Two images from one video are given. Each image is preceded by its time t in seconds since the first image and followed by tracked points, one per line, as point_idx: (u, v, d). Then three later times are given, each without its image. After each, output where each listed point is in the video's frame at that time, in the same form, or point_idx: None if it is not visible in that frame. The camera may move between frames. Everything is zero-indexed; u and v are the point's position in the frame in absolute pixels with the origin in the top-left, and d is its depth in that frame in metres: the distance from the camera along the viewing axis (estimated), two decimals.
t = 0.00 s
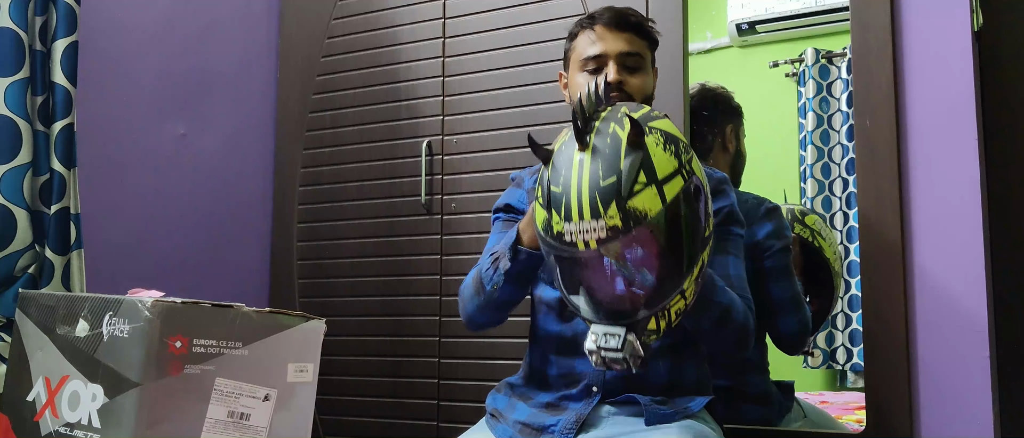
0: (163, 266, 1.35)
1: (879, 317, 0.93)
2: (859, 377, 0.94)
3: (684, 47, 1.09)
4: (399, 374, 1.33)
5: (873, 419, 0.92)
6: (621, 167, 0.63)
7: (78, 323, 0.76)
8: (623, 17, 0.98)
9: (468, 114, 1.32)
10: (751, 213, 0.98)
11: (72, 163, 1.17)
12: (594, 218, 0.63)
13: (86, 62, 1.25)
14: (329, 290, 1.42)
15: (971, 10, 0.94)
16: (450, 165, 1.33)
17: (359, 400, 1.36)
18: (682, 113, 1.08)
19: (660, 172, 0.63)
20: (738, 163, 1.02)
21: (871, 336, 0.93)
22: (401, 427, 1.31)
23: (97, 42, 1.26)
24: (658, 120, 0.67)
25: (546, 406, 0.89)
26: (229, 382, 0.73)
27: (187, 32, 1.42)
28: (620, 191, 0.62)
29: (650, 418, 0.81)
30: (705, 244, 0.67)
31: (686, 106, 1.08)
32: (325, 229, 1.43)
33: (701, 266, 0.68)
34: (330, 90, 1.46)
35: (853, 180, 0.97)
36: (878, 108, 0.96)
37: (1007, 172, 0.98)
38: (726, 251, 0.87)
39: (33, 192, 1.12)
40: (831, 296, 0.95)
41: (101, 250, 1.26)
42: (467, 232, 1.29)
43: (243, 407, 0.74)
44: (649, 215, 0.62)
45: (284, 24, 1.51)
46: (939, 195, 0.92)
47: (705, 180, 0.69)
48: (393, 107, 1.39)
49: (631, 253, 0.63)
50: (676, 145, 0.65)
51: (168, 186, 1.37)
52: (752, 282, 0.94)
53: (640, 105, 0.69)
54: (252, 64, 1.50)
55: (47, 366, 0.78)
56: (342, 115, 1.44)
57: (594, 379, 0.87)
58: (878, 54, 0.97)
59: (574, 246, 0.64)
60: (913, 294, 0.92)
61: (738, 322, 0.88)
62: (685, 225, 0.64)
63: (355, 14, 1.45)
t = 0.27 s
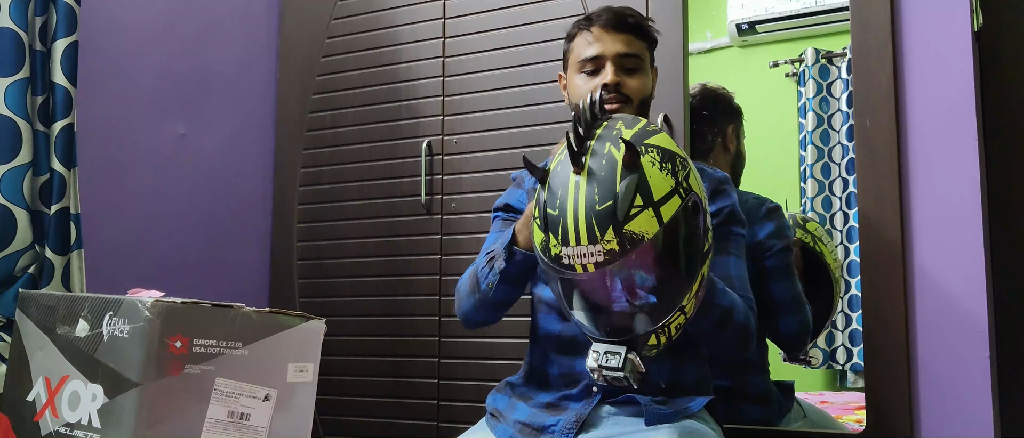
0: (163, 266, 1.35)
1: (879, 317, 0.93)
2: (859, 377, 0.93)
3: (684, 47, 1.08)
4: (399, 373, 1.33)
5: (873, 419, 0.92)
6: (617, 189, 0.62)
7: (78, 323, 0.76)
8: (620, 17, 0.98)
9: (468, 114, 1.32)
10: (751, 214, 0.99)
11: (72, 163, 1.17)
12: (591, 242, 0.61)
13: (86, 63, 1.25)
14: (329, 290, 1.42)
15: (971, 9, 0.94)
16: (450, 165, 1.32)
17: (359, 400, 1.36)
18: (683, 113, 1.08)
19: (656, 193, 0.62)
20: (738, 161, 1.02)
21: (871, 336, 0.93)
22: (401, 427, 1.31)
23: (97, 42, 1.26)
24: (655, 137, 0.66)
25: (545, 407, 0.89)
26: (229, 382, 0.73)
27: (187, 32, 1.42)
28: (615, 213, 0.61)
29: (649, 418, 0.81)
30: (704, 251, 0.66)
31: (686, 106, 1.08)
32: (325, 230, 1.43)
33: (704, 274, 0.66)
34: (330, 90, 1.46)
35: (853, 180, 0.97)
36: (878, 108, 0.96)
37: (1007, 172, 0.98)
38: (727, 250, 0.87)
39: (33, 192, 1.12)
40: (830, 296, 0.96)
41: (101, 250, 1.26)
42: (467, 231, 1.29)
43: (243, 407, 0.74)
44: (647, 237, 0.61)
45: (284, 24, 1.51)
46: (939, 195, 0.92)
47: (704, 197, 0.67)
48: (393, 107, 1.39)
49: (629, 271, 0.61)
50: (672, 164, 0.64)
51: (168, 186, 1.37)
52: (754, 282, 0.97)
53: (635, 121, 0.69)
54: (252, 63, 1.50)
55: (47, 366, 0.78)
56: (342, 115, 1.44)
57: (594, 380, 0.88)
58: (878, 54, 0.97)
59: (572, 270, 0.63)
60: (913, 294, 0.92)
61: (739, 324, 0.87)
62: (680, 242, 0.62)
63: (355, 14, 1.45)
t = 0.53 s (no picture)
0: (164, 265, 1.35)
1: (879, 317, 0.93)
2: (859, 377, 0.93)
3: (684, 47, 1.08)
4: (399, 373, 1.33)
5: (873, 419, 0.92)
6: (611, 182, 0.62)
7: (78, 323, 0.76)
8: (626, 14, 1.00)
9: (468, 114, 1.32)
10: (751, 212, 0.98)
11: (72, 163, 1.17)
12: (585, 233, 0.62)
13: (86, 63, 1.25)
14: (329, 289, 1.42)
15: (971, 9, 0.94)
16: (450, 165, 1.32)
17: (360, 400, 1.36)
18: (683, 113, 1.08)
19: (651, 187, 0.62)
20: (740, 161, 1.02)
21: (871, 336, 0.93)
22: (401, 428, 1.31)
23: (97, 42, 1.27)
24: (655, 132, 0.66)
25: (545, 407, 0.89)
26: (229, 382, 0.73)
27: (187, 32, 1.42)
28: (607, 209, 0.62)
29: (650, 418, 0.81)
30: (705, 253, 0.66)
31: (686, 105, 1.08)
32: (325, 230, 1.43)
33: (704, 268, 0.66)
34: (331, 90, 1.46)
35: (853, 180, 0.97)
36: (877, 107, 0.96)
37: (1007, 172, 0.98)
38: (728, 247, 0.89)
39: (33, 192, 1.12)
40: (831, 296, 0.95)
41: (101, 250, 1.26)
42: (467, 231, 1.29)
43: (243, 407, 0.74)
44: (638, 229, 0.62)
45: (284, 24, 1.51)
46: (939, 194, 0.92)
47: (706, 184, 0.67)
48: (393, 107, 1.40)
49: (629, 268, 0.63)
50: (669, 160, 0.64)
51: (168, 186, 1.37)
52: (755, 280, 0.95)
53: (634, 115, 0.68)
54: (252, 63, 1.50)
55: (47, 366, 0.78)
56: (342, 115, 1.44)
57: (594, 380, 0.87)
58: (878, 54, 0.97)
59: (569, 262, 0.64)
60: (913, 294, 0.92)
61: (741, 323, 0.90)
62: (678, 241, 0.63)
63: (355, 14, 1.45)
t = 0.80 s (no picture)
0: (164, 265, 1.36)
1: (879, 316, 0.93)
2: (859, 377, 0.93)
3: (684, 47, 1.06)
4: (399, 373, 1.33)
5: (874, 419, 0.92)
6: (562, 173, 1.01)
7: (78, 323, 0.76)
8: (636, 15, 1.09)
9: (468, 114, 1.32)
10: (753, 213, 0.99)
11: (72, 163, 1.16)
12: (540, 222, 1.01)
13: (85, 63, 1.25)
14: (329, 289, 1.41)
15: (971, 10, 0.94)
16: (450, 164, 1.32)
17: (360, 400, 1.36)
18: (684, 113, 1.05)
19: (601, 174, 0.97)
20: (742, 164, 1.00)
21: (871, 336, 0.93)
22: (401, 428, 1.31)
23: (97, 42, 1.27)
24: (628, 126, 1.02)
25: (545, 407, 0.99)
26: (229, 382, 0.73)
27: (187, 32, 1.42)
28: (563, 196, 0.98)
29: (649, 419, 0.93)
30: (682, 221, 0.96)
31: (686, 105, 1.05)
32: (325, 230, 1.43)
33: (669, 254, 0.95)
34: (331, 90, 1.46)
35: (853, 180, 0.97)
36: (877, 108, 0.96)
37: (1007, 172, 0.98)
38: (727, 248, 0.97)
39: (33, 192, 1.12)
40: (831, 295, 0.95)
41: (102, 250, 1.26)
42: (467, 231, 1.29)
43: (243, 407, 0.74)
44: (586, 213, 0.97)
45: (284, 24, 1.51)
46: (939, 194, 0.92)
47: (660, 171, 0.98)
48: (393, 107, 1.40)
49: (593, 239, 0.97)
50: (636, 150, 0.99)
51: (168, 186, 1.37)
52: (755, 280, 0.97)
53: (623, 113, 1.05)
54: (252, 63, 1.50)
55: (47, 366, 0.78)
56: (342, 115, 1.44)
57: (593, 382, 0.96)
58: (878, 54, 0.97)
59: (529, 252, 1.02)
60: (913, 294, 0.92)
61: (742, 322, 0.96)
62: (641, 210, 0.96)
63: (355, 14, 1.45)
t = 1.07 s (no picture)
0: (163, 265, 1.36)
1: (879, 316, 0.93)
2: (859, 377, 0.93)
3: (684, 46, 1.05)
4: (399, 373, 1.33)
5: (874, 419, 0.92)
6: (515, 176, 0.89)
7: (78, 323, 0.76)
8: (636, 12, 1.02)
9: (468, 114, 1.32)
10: (754, 213, 0.98)
11: (72, 164, 1.16)
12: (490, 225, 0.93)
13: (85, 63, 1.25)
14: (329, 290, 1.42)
15: (971, 10, 0.95)
16: (450, 165, 1.32)
17: (360, 400, 1.36)
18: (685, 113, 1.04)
19: (541, 186, 0.86)
20: (742, 165, 1.00)
21: (871, 336, 0.93)
22: (401, 428, 1.31)
23: (96, 43, 1.27)
24: (583, 136, 0.89)
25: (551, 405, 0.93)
26: (230, 382, 0.73)
27: (187, 32, 1.42)
28: (507, 204, 0.89)
29: (651, 420, 0.92)
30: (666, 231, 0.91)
31: (686, 105, 1.04)
32: (325, 230, 1.43)
33: (608, 271, 0.89)
34: (331, 90, 1.46)
35: (853, 180, 0.97)
36: (878, 108, 0.96)
37: (1006, 171, 0.98)
38: (726, 247, 0.95)
39: (33, 192, 1.12)
40: (831, 295, 0.95)
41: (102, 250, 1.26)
42: (467, 231, 1.29)
43: (243, 407, 0.74)
44: (527, 223, 0.87)
45: (284, 24, 1.51)
46: (937, 194, 0.93)
47: (603, 186, 0.86)
48: (393, 108, 1.40)
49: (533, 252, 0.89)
50: (586, 159, 0.87)
51: (168, 187, 1.38)
52: (755, 279, 0.96)
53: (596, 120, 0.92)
54: (252, 63, 1.50)
55: (47, 366, 0.78)
56: (342, 115, 1.44)
57: (593, 383, 0.93)
58: (878, 54, 0.97)
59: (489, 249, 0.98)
60: (913, 293, 0.92)
61: (737, 320, 0.94)
62: (579, 225, 0.86)
63: (355, 14, 1.45)
